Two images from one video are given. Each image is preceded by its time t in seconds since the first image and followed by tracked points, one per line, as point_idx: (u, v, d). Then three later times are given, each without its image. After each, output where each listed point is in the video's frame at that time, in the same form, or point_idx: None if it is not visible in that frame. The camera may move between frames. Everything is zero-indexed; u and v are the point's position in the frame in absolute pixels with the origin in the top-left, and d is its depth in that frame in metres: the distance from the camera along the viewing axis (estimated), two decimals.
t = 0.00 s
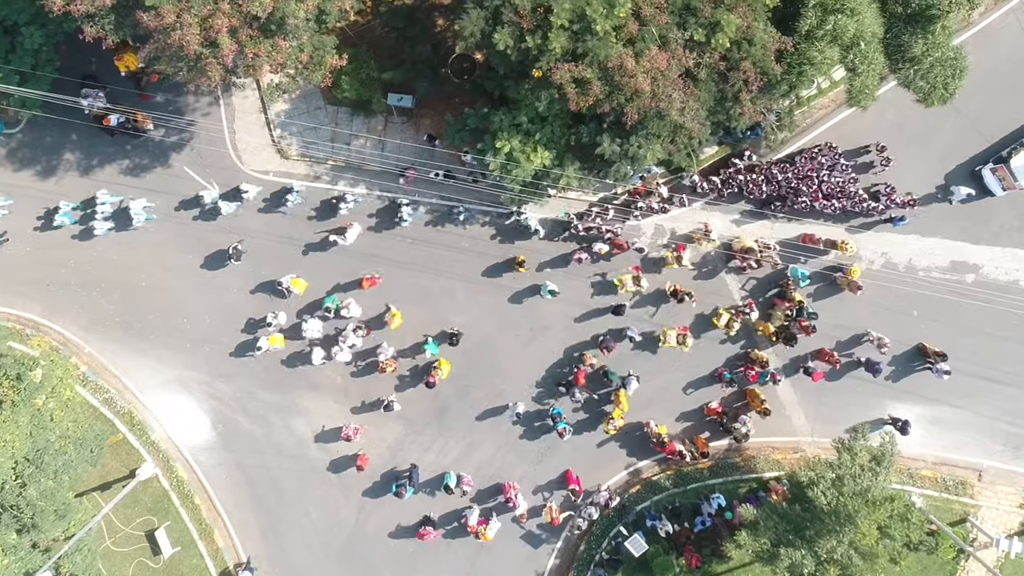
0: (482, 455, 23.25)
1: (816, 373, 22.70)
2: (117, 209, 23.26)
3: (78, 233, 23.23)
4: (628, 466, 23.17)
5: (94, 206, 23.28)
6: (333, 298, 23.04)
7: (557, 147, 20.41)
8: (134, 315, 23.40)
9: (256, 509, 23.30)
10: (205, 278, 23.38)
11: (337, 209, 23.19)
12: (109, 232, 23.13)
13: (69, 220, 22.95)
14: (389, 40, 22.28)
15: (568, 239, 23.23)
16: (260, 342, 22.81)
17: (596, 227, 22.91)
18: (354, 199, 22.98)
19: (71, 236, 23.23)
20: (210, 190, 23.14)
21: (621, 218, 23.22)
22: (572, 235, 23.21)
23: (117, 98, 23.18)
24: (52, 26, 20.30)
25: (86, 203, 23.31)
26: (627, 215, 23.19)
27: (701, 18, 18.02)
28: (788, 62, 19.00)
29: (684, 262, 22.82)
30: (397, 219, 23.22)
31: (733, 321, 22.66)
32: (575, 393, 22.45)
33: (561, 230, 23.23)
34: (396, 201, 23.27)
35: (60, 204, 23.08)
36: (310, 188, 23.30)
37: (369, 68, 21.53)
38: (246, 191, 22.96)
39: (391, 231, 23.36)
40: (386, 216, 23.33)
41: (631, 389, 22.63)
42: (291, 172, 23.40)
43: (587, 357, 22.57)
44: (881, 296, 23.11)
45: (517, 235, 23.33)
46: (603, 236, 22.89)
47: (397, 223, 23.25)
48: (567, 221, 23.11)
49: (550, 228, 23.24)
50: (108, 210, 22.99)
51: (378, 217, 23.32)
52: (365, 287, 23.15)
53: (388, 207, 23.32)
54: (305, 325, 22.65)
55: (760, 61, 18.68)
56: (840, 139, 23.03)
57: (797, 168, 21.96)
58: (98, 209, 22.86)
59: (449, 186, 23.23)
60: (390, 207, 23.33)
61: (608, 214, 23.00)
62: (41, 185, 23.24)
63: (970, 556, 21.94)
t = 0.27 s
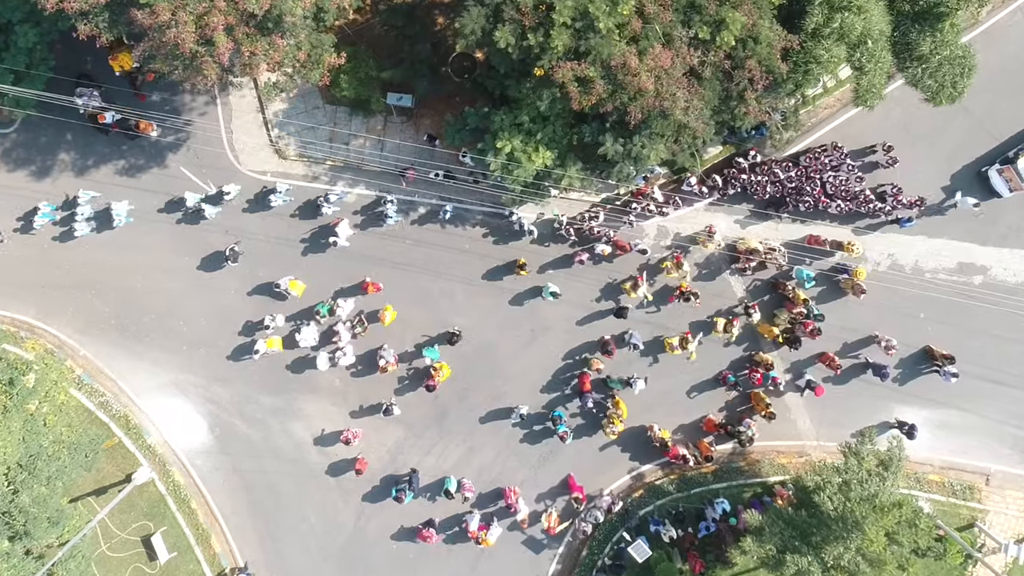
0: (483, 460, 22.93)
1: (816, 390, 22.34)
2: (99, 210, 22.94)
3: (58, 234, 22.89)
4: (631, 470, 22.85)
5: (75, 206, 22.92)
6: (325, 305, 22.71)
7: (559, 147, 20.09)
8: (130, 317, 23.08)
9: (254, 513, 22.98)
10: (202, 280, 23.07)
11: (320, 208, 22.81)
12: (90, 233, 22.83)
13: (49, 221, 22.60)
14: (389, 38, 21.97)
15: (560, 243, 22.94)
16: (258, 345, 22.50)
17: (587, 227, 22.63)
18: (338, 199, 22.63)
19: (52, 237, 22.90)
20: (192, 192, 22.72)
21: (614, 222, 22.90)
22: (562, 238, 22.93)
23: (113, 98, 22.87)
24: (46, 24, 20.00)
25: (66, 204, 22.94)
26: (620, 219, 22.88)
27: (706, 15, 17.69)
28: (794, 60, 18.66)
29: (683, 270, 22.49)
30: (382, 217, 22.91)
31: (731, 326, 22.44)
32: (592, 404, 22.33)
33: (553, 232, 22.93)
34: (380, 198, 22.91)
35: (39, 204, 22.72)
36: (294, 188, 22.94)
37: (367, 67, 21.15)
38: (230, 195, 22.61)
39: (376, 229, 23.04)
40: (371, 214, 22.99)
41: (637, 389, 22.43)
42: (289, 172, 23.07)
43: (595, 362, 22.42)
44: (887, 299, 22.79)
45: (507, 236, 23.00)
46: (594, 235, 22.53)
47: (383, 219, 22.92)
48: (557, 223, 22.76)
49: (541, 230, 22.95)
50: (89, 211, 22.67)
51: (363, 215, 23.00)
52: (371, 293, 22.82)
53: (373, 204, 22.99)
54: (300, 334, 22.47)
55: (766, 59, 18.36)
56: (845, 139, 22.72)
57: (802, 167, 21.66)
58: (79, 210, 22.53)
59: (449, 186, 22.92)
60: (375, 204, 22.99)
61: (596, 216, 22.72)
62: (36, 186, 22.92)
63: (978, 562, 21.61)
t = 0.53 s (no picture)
0: (484, 464, 22.54)
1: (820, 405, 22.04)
2: (77, 210, 22.54)
3: (36, 234, 22.45)
4: (634, 475, 22.46)
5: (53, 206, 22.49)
6: (315, 313, 22.30)
7: (561, 146, 19.69)
8: (125, 319, 22.69)
9: (251, 519, 22.59)
10: (198, 281, 22.70)
11: (298, 206, 22.52)
12: (70, 233, 22.41)
13: (26, 223, 22.15)
14: (388, 36, 21.61)
15: (551, 242, 22.57)
16: (255, 347, 22.10)
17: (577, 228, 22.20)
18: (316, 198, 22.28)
19: (29, 238, 22.46)
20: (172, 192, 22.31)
21: (607, 225, 22.47)
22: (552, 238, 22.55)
23: (107, 96, 22.51)
24: (39, 21, 19.63)
25: (44, 204, 22.52)
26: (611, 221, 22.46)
27: (712, 11, 17.31)
28: (801, 57, 18.29)
29: (686, 271, 22.13)
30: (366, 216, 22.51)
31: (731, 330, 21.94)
32: (603, 408, 21.74)
33: (545, 232, 22.57)
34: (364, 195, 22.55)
35: (15, 204, 22.24)
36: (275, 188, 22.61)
37: (366, 64, 20.76)
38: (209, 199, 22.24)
39: (359, 227, 22.64)
40: (354, 212, 22.60)
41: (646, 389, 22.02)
42: (286, 172, 22.69)
43: (601, 366, 22.03)
44: (895, 300, 22.39)
45: (498, 238, 22.62)
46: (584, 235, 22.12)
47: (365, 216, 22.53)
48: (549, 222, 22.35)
49: (533, 231, 22.55)
50: (67, 211, 22.26)
51: (347, 212, 22.59)
52: (375, 296, 22.47)
53: (358, 200, 22.63)
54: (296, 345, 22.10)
55: (773, 56, 17.99)
56: (852, 138, 22.34)
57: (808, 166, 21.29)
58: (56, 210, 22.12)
59: (449, 186, 22.54)
60: (359, 201, 22.64)
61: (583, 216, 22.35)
62: (29, 186, 22.53)
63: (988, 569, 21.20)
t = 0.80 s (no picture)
0: (484, 470, 22.15)
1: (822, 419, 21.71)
2: (54, 210, 22.06)
3: (12, 236, 22.03)
4: (637, 481, 22.07)
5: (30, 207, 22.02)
6: (304, 322, 21.92)
7: (563, 146, 19.30)
8: (118, 323, 22.30)
9: (247, 526, 22.19)
10: (193, 284, 22.31)
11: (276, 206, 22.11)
12: (47, 234, 21.95)
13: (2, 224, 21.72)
14: (386, 34, 21.23)
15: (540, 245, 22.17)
16: (251, 351, 21.70)
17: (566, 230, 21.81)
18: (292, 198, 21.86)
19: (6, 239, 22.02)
20: (152, 194, 21.98)
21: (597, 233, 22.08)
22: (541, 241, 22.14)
23: (101, 95, 22.12)
24: (30, 19, 19.24)
25: (21, 205, 22.05)
26: (600, 227, 22.09)
27: (717, 8, 16.92)
28: (808, 55, 17.92)
29: (690, 271, 21.69)
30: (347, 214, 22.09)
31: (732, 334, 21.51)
32: (605, 415, 21.35)
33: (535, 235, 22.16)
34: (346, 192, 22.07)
35: None
36: (253, 189, 22.17)
37: (364, 63, 20.38)
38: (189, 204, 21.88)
39: (342, 224, 22.22)
40: (336, 209, 22.17)
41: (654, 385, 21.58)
42: (283, 172, 22.29)
43: (603, 370, 21.55)
44: (903, 303, 22.00)
45: (487, 240, 22.28)
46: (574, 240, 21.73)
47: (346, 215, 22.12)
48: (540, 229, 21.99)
49: (523, 234, 22.15)
50: (43, 212, 21.79)
51: (328, 209, 22.18)
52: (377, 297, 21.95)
53: (340, 196, 22.19)
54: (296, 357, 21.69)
55: (779, 54, 17.61)
56: (858, 138, 21.94)
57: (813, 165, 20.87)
58: (33, 210, 21.67)
59: (449, 187, 22.16)
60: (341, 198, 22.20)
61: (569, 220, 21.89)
62: (21, 186, 22.10)
63: None
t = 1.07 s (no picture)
0: (484, 475, 21.77)
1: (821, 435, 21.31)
2: (32, 210, 21.64)
3: None
4: (640, 487, 21.69)
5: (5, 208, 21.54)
6: (295, 330, 21.50)
7: (564, 146, 18.92)
8: (112, 325, 21.92)
9: (243, 532, 21.81)
10: (188, 286, 21.95)
11: (254, 206, 21.73)
12: (24, 234, 21.54)
13: None
14: (384, 31, 20.84)
15: (528, 246, 21.79)
16: (246, 354, 21.34)
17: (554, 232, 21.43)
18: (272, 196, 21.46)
19: None
20: (131, 196, 21.64)
21: (586, 238, 21.72)
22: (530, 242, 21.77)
23: (94, 94, 21.75)
24: (21, 16, 18.88)
25: None
26: (588, 232, 21.72)
27: (722, 4, 16.54)
28: (815, 53, 17.59)
29: (694, 271, 21.29)
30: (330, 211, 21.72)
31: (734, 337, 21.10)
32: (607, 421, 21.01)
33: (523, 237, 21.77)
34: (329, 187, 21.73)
35: None
36: (234, 189, 21.81)
37: (362, 61, 20.01)
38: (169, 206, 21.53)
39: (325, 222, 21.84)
40: (318, 206, 21.82)
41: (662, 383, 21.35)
42: (279, 172, 21.91)
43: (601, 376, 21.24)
44: (910, 305, 21.64)
45: (474, 241, 21.89)
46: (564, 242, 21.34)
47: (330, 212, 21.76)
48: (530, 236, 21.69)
49: (511, 235, 21.78)
50: (21, 212, 21.37)
51: (311, 205, 21.83)
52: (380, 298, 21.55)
53: (322, 192, 21.83)
54: (295, 368, 21.38)
55: (786, 52, 17.23)
56: (864, 138, 21.55)
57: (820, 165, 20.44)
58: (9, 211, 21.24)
59: (448, 187, 21.80)
60: (323, 195, 21.85)
61: (555, 218, 21.47)
62: (12, 186, 21.70)
63: None
